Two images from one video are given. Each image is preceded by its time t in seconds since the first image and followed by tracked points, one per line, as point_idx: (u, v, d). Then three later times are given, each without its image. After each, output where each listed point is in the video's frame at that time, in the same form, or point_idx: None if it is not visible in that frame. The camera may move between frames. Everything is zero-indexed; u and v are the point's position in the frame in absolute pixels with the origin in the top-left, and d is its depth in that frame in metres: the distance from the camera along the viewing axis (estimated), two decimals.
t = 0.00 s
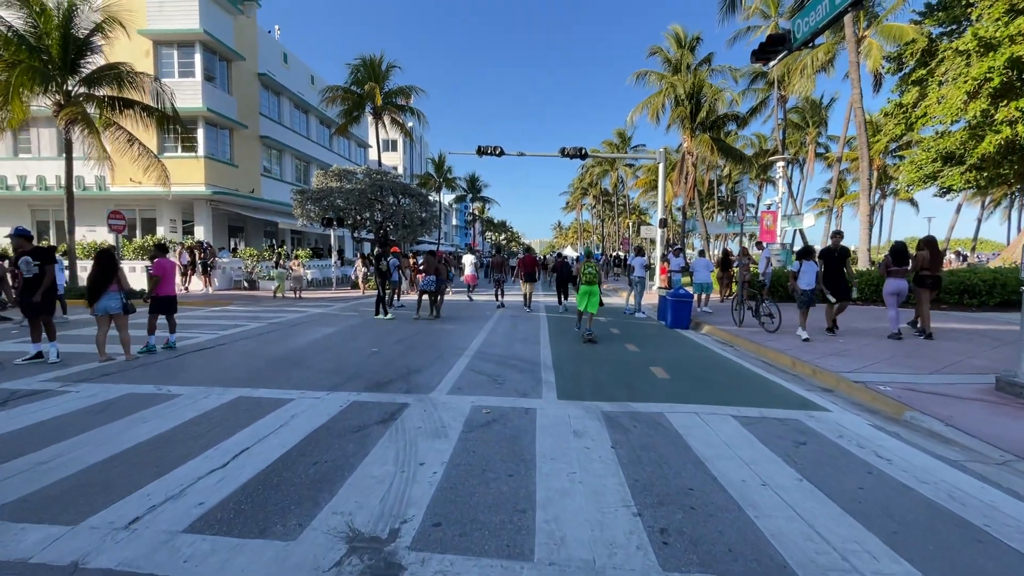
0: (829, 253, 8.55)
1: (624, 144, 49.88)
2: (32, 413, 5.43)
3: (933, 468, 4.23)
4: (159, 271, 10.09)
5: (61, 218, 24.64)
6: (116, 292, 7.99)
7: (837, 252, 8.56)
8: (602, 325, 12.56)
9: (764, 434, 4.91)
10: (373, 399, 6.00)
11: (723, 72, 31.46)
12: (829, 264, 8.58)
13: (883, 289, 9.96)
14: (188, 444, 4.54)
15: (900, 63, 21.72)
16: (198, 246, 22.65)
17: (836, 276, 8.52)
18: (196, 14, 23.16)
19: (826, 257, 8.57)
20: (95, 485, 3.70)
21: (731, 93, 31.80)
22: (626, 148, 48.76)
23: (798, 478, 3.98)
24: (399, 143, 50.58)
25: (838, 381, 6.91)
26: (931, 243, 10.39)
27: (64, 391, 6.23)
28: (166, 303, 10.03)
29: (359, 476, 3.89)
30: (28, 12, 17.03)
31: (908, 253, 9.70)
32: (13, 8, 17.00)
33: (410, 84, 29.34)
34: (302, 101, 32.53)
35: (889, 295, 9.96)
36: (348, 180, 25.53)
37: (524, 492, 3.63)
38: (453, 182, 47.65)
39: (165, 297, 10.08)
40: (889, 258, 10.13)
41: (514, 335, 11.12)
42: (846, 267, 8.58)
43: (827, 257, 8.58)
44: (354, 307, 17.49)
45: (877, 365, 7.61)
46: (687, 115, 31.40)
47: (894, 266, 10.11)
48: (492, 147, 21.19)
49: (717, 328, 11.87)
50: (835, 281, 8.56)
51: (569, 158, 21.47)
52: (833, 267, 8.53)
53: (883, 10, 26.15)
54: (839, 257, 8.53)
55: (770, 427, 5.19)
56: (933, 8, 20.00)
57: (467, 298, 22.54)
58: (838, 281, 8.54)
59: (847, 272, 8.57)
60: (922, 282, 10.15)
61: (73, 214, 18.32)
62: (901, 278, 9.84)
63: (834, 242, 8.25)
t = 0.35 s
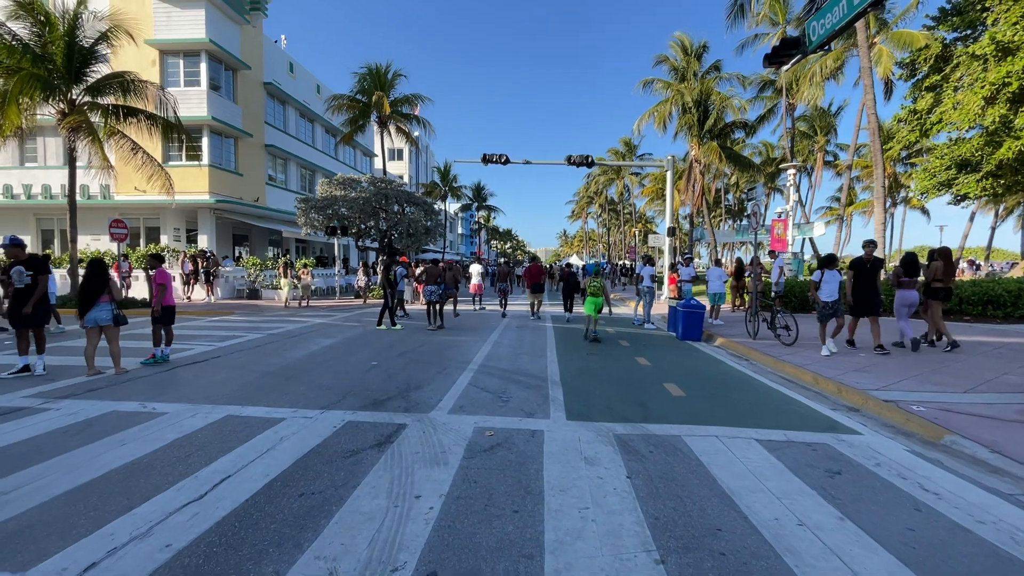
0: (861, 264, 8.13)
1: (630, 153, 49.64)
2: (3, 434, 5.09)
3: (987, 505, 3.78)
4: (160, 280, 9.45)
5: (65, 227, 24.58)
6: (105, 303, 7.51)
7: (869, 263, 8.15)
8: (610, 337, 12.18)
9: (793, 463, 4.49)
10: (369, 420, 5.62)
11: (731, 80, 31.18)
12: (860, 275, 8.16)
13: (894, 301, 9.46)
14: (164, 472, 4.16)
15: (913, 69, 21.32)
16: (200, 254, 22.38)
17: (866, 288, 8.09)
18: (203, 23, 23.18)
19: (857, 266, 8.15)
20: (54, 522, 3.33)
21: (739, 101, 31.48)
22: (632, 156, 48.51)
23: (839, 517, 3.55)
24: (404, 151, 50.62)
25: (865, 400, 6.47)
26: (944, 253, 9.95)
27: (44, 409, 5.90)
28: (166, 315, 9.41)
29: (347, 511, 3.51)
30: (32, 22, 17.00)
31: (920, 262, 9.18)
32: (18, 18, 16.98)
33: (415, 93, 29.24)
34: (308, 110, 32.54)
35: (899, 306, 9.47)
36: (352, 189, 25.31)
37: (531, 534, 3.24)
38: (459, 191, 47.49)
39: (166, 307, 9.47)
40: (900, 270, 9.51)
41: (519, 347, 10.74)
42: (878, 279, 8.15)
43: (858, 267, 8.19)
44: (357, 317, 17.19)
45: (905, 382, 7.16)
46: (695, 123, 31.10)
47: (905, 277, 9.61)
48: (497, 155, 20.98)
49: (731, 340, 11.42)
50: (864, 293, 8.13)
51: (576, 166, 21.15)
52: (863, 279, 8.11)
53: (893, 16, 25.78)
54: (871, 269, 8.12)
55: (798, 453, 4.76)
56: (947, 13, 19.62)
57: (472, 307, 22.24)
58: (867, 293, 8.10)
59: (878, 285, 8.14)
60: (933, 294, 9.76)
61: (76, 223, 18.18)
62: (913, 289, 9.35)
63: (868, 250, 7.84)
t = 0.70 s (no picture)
0: (898, 270, 7.65)
1: (636, 160, 49.35)
2: None
3: None
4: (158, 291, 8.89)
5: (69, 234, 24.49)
6: (91, 313, 7.20)
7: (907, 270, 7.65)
8: (619, 348, 11.76)
9: (831, 493, 4.05)
10: (365, 439, 5.22)
11: (738, 87, 30.88)
12: (898, 282, 7.69)
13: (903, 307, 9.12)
14: (136, 499, 3.78)
15: (925, 73, 20.90)
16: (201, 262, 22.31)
17: (904, 296, 7.63)
18: (208, 31, 23.16)
19: (896, 273, 7.66)
20: (2, 562, 2.95)
21: (747, 107, 31.15)
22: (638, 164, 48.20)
23: (891, 560, 3.12)
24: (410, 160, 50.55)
25: (897, 418, 6.02)
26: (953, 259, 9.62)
27: (21, 425, 5.55)
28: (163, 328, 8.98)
29: (334, 549, 3.12)
30: (35, 29, 16.92)
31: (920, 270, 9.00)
32: (20, 25, 16.91)
33: (420, 100, 29.09)
34: (313, 118, 32.50)
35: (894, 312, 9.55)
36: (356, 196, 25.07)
37: None
38: (464, 199, 47.31)
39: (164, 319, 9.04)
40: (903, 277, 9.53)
41: (525, 358, 10.34)
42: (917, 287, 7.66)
43: (895, 273, 7.69)
44: (359, 326, 16.83)
45: (939, 399, 6.68)
46: (702, 129, 30.74)
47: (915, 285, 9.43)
48: (502, 162, 20.68)
49: (745, 351, 10.96)
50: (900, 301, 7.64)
51: (582, 172, 20.81)
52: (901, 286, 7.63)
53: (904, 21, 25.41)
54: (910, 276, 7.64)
55: (832, 479, 4.33)
56: (961, 15, 19.20)
57: (476, 315, 21.85)
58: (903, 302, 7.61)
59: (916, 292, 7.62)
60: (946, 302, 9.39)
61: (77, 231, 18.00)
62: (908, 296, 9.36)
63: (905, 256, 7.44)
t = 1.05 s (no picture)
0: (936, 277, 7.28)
1: (642, 167, 48.98)
2: None
3: None
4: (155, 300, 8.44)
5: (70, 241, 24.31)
6: (74, 320, 6.89)
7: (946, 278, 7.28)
8: (627, 357, 11.30)
9: (873, 526, 3.58)
10: (353, 458, 4.79)
11: (745, 92, 30.52)
12: (935, 290, 7.25)
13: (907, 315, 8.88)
14: (90, 530, 3.37)
15: (938, 75, 20.42)
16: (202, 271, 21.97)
17: (941, 303, 7.12)
18: (211, 37, 23.08)
19: (932, 279, 7.25)
20: None
21: (753, 112, 30.81)
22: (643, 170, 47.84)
23: None
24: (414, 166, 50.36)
25: (932, 436, 5.54)
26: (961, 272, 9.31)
27: None
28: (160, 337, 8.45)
29: None
30: (36, 34, 16.83)
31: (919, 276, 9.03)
32: (21, 29, 16.81)
33: (424, 106, 28.89)
34: (316, 125, 32.38)
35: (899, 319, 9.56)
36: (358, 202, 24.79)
37: None
38: (469, 206, 47.08)
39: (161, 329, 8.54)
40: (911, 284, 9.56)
41: (528, 368, 9.90)
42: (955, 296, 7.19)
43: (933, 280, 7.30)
44: (359, 334, 16.43)
45: (975, 414, 6.18)
46: (709, 134, 30.32)
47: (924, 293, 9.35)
48: (506, 167, 20.36)
49: (759, 361, 10.49)
50: (938, 309, 7.14)
51: (587, 177, 20.45)
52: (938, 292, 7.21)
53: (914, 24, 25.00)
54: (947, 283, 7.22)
55: (872, 509, 3.87)
56: (975, 16, 18.75)
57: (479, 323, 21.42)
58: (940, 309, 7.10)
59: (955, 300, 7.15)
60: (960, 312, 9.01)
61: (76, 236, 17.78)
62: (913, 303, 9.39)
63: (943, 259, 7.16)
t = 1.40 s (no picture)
0: (974, 282, 6.75)
1: (645, 171, 48.59)
2: None
3: None
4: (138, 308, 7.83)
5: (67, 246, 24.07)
6: (43, 327, 6.52)
7: (986, 282, 6.73)
8: (632, 367, 10.83)
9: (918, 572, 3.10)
10: (331, 484, 4.34)
11: (750, 95, 30.11)
12: (973, 297, 6.75)
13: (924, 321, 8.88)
14: None
15: (949, 76, 19.94)
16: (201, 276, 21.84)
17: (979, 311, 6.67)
18: (210, 40, 22.87)
19: (971, 284, 6.74)
20: None
21: (758, 115, 30.40)
22: (647, 175, 47.43)
23: None
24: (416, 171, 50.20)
25: (969, 459, 5.04)
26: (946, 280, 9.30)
27: None
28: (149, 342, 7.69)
29: None
30: (30, 36, 16.57)
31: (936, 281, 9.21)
32: (15, 31, 16.57)
33: (425, 109, 28.61)
34: (317, 129, 32.13)
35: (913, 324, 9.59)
36: (357, 206, 24.43)
37: None
38: (471, 210, 46.74)
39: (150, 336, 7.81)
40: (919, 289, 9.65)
41: (529, 379, 9.44)
42: (996, 304, 6.66)
43: (969, 284, 6.79)
44: (356, 341, 16.01)
45: (1011, 434, 5.67)
46: (713, 137, 29.86)
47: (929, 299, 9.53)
48: (507, 171, 20.04)
49: (769, 371, 10.00)
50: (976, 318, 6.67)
51: (590, 181, 20.04)
52: (975, 300, 6.71)
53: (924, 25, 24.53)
54: (988, 289, 6.70)
55: (914, 549, 3.40)
56: (989, 15, 18.26)
57: (480, 328, 20.99)
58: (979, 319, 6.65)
59: (995, 308, 6.65)
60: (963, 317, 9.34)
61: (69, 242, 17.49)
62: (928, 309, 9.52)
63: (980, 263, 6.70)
